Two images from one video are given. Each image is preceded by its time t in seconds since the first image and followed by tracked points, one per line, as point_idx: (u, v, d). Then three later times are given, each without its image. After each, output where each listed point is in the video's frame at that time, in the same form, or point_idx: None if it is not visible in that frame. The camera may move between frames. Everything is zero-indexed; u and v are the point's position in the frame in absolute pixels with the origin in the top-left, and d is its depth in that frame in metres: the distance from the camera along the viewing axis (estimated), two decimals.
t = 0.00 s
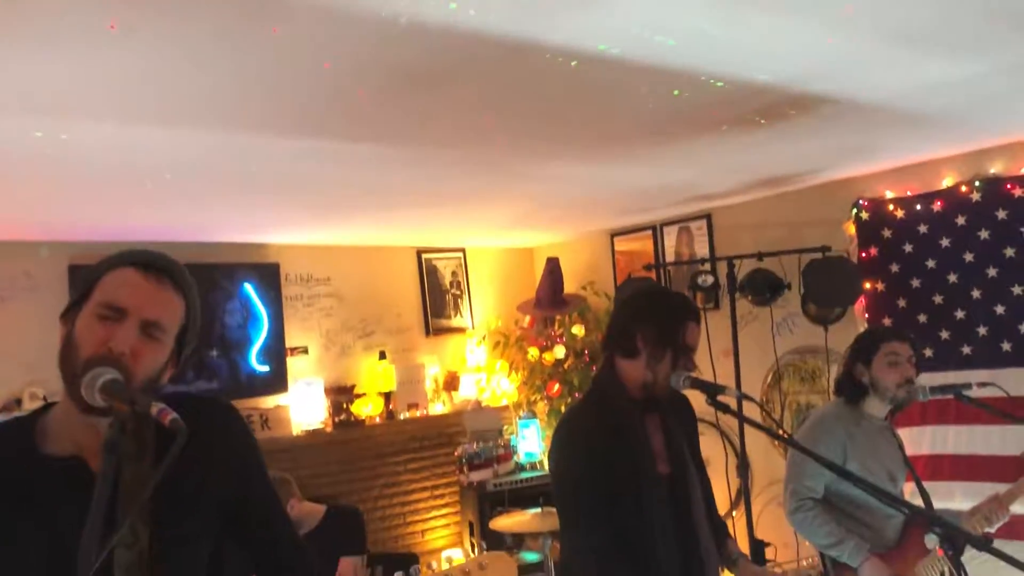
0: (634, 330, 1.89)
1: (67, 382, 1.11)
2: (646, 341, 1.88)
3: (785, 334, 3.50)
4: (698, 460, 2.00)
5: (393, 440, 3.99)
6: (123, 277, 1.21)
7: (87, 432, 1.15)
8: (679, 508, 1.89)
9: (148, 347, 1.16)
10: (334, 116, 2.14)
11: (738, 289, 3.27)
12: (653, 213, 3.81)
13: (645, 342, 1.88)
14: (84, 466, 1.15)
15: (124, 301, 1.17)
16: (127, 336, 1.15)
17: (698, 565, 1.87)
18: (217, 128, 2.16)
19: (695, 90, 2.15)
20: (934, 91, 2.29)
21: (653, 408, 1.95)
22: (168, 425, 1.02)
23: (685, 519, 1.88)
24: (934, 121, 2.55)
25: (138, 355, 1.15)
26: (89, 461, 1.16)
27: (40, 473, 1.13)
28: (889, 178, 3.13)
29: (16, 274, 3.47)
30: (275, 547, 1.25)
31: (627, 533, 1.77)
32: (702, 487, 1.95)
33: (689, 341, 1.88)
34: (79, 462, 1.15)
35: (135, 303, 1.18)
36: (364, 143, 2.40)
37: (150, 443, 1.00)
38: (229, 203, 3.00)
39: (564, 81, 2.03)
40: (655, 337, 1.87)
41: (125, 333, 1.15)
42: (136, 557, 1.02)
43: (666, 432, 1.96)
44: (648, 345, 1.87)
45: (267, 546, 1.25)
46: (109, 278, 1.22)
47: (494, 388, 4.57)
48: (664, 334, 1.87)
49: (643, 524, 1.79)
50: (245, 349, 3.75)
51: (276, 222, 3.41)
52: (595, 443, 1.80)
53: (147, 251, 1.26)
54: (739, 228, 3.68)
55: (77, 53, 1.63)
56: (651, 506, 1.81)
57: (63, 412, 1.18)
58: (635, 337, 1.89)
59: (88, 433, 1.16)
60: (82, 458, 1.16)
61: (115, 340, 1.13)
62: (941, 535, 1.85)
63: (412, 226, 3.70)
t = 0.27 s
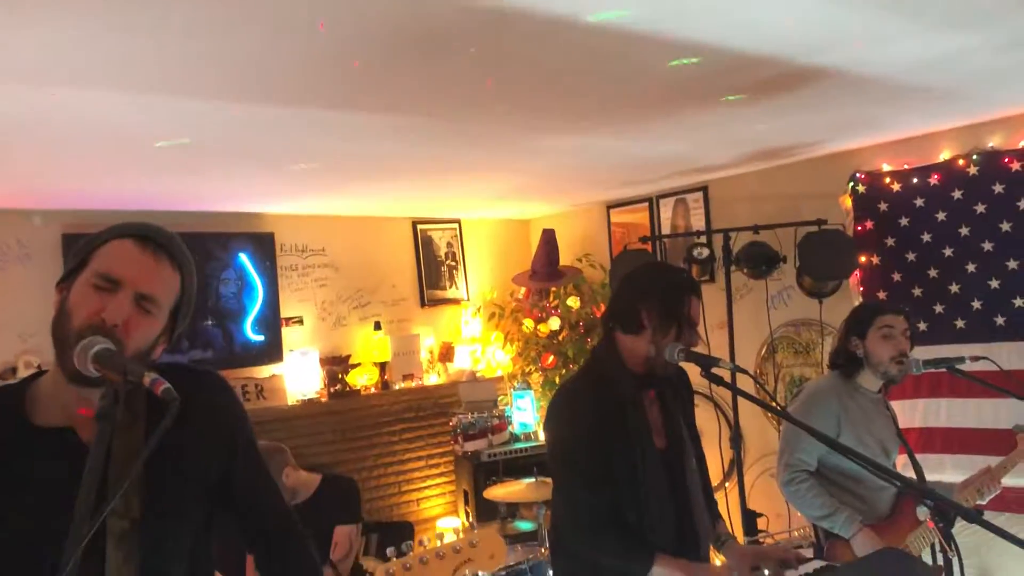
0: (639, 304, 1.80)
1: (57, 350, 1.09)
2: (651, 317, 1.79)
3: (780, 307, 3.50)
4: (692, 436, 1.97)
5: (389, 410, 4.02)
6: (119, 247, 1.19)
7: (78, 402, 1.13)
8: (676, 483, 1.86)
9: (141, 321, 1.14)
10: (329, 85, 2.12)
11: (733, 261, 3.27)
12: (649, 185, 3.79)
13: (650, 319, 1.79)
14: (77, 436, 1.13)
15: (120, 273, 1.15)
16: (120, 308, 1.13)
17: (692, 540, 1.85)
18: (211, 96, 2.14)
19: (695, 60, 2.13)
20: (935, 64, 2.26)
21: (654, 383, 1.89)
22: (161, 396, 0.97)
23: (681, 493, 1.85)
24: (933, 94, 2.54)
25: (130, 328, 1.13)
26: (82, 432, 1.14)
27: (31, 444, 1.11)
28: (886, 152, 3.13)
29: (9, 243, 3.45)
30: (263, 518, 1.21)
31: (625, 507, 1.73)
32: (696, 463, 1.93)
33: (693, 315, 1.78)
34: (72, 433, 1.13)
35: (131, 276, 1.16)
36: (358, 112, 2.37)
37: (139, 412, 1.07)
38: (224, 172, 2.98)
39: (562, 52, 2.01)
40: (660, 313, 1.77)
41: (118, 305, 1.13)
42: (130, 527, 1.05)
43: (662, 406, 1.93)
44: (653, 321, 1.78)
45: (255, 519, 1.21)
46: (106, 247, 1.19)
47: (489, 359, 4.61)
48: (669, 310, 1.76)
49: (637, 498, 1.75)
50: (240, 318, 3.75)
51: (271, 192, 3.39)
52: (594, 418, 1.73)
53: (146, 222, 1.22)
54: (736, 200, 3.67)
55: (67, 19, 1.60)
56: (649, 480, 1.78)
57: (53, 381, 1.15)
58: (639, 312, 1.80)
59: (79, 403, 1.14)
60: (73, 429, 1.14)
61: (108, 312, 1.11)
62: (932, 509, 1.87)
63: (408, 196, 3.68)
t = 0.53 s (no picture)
0: (631, 284, 1.77)
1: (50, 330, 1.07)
2: (644, 298, 1.76)
3: (777, 288, 3.50)
4: (689, 416, 1.96)
5: (385, 388, 4.03)
6: (115, 228, 1.17)
7: (72, 381, 1.12)
8: (672, 462, 1.85)
9: (136, 302, 1.12)
10: (324, 62, 2.09)
11: (731, 242, 3.26)
12: (648, 165, 3.77)
13: (642, 299, 1.77)
14: (69, 415, 1.12)
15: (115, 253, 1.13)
16: (113, 288, 1.11)
17: (688, 520, 1.84)
18: (205, 73, 2.11)
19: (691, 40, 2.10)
20: (934, 44, 2.24)
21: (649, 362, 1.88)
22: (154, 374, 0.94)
23: (678, 472, 1.84)
24: (935, 75, 2.52)
25: (124, 310, 1.11)
26: (75, 412, 1.13)
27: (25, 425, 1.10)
28: (885, 133, 3.11)
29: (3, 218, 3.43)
30: (252, 500, 1.21)
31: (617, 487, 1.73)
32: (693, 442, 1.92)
33: (684, 294, 1.76)
34: (65, 412, 1.12)
35: (125, 257, 1.14)
36: (353, 89, 2.35)
37: (133, 393, 1.02)
38: (219, 149, 2.96)
39: (559, 30, 1.98)
40: (653, 293, 1.75)
41: (112, 285, 1.10)
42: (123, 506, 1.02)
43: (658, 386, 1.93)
44: (645, 300, 1.76)
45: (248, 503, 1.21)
46: (101, 228, 1.17)
47: (485, 339, 4.59)
48: (659, 290, 1.74)
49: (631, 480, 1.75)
50: (236, 297, 3.74)
51: (267, 170, 3.37)
52: (583, 394, 1.75)
53: (143, 203, 1.21)
54: (734, 181, 3.65)
55: None
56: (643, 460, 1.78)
57: (48, 361, 1.14)
58: (632, 292, 1.78)
59: (73, 382, 1.13)
60: (66, 409, 1.13)
61: (101, 293, 1.09)
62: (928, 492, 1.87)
63: (404, 175, 3.66)
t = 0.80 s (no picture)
0: (620, 270, 1.77)
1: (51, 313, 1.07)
2: (634, 283, 1.77)
3: (774, 273, 3.51)
4: (688, 400, 1.97)
5: (383, 370, 4.04)
6: (117, 212, 1.15)
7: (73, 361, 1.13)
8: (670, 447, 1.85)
9: (138, 291, 1.11)
10: (323, 43, 2.08)
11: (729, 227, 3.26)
12: (647, 148, 3.76)
13: (632, 284, 1.77)
14: (70, 395, 1.13)
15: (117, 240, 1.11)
16: (115, 277, 1.10)
17: (685, 504, 1.85)
18: (202, 52, 2.10)
19: (691, 22, 2.09)
20: (935, 29, 2.23)
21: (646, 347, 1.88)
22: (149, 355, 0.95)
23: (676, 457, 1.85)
24: (935, 60, 2.52)
25: (126, 299, 1.11)
26: (77, 392, 1.13)
27: (23, 405, 1.10)
28: (885, 118, 3.11)
29: None
30: (253, 481, 1.22)
31: (616, 472, 1.73)
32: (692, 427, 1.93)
33: (674, 277, 1.76)
34: (65, 392, 1.12)
35: (128, 244, 1.12)
36: (352, 70, 2.33)
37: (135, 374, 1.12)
38: (217, 129, 2.95)
39: (559, 11, 1.97)
40: (642, 277, 1.75)
41: (114, 273, 1.10)
42: (124, 489, 1.08)
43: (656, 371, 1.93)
44: (635, 285, 1.76)
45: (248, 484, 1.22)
46: (101, 214, 1.15)
47: (482, 322, 4.60)
48: (649, 273, 1.74)
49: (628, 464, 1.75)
50: (233, 278, 3.74)
51: (264, 151, 3.36)
52: (583, 381, 1.74)
53: (143, 187, 1.19)
54: (733, 166, 3.65)
55: None
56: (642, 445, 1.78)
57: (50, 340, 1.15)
58: (622, 277, 1.78)
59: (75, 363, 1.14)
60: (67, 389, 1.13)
61: (103, 281, 1.09)
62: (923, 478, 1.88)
63: (403, 157, 3.65)
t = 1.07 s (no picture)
0: (613, 260, 1.78)
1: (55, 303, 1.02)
2: (626, 272, 1.76)
3: (775, 259, 3.50)
4: (686, 386, 1.97)
5: (383, 352, 4.04)
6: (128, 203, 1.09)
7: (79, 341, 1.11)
8: (669, 432, 1.86)
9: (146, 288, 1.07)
10: (324, 23, 2.07)
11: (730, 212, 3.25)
12: (648, 132, 3.75)
13: (625, 273, 1.77)
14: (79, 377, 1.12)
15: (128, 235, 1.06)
16: (124, 273, 1.05)
17: (682, 488, 1.86)
18: (203, 31, 2.08)
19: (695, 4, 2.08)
20: (940, 13, 2.22)
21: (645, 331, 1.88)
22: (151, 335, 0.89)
23: (674, 442, 1.85)
24: (940, 45, 2.50)
25: (133, 295, 1.06)
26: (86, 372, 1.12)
27: (30, 385, 1.09)
28: (888, 103, 3.09)
29: None
30: (255, 461, 1.24)
31: (615, 457, 1.73)
32: (690, 413, 1.93)
33: (668, 262, 1.74)
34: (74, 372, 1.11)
35: (138, 238, 1.07)
36: (354, 51, 2.32)
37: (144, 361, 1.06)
38: (217, 109, 2.93)
39: None
40: (634, 263, 1.74)
41: (123, 270, 1.05)
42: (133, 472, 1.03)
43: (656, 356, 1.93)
44: (628, 274, 1.76)
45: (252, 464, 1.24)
46: (109, 205, 1.09)
47: (482, 306, 4.61)
48: (641, 261, 1.73)
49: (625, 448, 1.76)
50: (233, 259, 3.74)
51: (265, 132, 3.35)
52: (583, 366, 1.72)
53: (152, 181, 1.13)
54: (735, 150, 3.64)
55: None
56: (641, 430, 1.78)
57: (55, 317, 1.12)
58: (614, 267, 1.78)
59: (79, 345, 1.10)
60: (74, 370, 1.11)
61: (112, 277, 1.04)
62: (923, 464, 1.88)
63: (404, 139, 3.64)
